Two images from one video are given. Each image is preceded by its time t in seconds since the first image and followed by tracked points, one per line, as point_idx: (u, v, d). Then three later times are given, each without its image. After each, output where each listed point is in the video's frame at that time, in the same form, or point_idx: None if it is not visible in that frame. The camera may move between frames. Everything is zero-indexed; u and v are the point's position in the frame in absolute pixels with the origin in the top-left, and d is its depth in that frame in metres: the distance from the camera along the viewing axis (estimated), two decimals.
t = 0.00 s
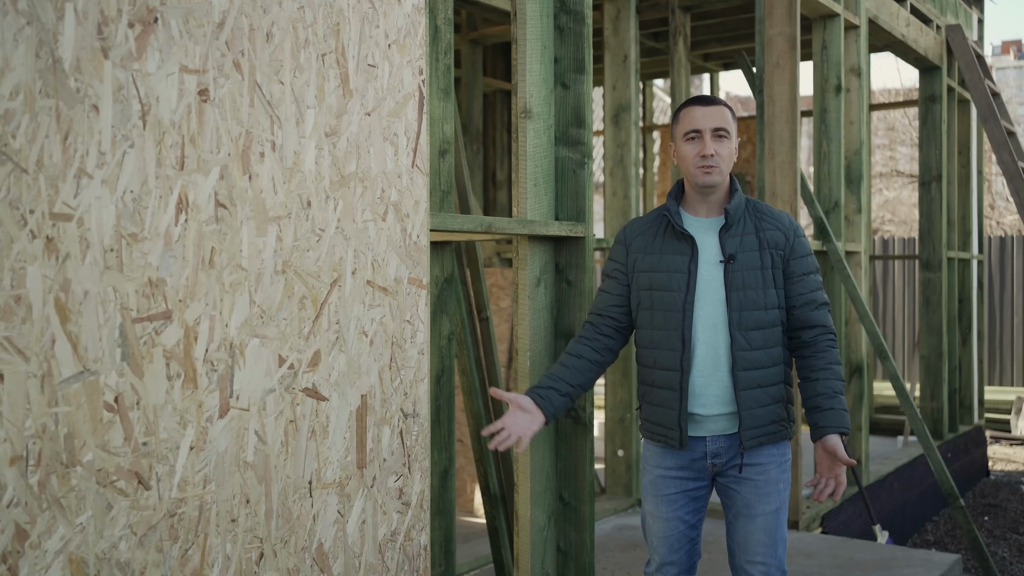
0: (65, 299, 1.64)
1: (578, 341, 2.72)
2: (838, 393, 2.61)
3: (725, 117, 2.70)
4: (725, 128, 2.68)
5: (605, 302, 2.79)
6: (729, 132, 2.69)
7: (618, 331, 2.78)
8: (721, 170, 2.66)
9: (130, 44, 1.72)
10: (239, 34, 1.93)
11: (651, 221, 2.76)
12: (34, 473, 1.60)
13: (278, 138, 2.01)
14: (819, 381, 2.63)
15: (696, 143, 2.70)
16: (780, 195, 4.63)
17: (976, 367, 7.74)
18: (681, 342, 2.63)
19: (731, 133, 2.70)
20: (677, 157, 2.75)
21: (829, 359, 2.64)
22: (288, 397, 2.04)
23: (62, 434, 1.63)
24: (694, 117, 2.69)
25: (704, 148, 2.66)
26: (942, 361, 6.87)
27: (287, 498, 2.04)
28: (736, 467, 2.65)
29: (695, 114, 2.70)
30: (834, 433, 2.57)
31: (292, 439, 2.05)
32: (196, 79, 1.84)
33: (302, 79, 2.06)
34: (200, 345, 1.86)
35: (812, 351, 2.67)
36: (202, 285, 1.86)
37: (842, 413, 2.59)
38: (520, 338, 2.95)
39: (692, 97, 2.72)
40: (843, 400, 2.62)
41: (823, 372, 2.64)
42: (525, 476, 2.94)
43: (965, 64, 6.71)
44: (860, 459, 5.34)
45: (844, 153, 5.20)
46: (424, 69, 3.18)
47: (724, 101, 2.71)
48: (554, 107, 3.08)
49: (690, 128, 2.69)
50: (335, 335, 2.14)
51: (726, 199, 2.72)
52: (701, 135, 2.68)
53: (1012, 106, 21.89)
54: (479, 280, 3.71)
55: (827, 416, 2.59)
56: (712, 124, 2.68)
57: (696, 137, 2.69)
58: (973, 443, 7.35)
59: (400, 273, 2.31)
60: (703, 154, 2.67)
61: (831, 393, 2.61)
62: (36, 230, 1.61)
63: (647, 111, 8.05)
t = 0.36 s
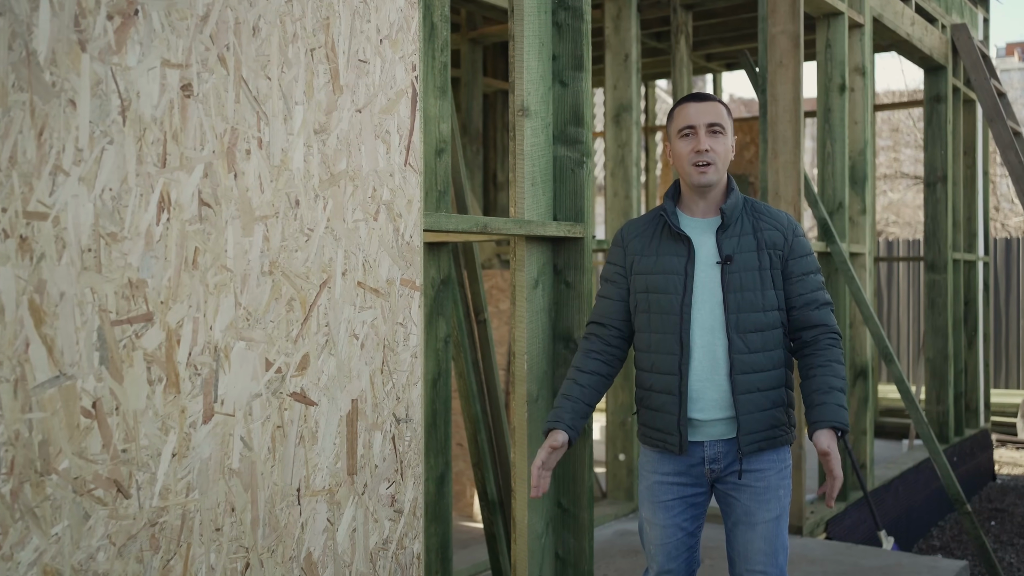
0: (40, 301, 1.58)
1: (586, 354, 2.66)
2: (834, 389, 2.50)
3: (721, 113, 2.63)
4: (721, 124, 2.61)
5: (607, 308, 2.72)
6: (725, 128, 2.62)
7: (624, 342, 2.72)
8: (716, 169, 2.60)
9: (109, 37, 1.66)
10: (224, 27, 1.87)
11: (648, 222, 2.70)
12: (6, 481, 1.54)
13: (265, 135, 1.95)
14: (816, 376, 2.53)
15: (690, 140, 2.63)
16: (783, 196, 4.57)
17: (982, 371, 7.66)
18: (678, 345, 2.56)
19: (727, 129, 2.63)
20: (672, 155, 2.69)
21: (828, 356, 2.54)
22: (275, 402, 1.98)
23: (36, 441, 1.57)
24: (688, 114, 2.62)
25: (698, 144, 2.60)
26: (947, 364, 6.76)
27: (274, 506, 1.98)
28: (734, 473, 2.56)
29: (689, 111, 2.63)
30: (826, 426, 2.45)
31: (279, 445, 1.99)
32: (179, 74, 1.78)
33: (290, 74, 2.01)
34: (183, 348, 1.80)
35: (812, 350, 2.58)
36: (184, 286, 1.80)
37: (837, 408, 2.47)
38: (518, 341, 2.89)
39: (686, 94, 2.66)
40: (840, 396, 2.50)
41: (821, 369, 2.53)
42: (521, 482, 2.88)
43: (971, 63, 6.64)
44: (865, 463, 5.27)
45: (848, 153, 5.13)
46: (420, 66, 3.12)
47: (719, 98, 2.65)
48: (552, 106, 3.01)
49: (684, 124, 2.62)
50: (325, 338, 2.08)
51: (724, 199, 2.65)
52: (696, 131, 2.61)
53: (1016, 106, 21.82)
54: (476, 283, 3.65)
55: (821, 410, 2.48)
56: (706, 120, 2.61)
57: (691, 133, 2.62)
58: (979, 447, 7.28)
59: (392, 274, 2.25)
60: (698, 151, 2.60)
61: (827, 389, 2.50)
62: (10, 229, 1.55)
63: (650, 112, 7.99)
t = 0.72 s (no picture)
0: (18, 304, 1.54)
1: (581, 350, 2.60)
2: (815, 375, 2.36)
3: (702, 112, 2.59)
4: (702, 122, 2.57)
5: (598, 314, 2.66)
6: (707, 127, 2.58)
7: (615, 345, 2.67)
8: (699, 167, 2.55)
9: (90, 32, 1.61)
10: (212, 22, 1.82)
11: (634, 226, 2.66)
12: None
13: (254, 134, 1.91)
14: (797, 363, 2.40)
15: (672, 139, 2.59)
16: (787, 197, 4.51)
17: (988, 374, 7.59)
18: (664, 346, 2.51)
19: (709, 128, 2.59)
20: (654, 156, 2.64)
21: (812, 345, 2.42)
22: (264, 407, 1.93)
23: (14, 447, 1.53)
24: (670, 113, 2.58)
25: (680, 143, 2.55)
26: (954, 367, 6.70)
27: (264, 513, 1.93)
28: (725, 476, 2.50)
29: (671, 110, 2.59)
30: (799, 408, 2.30)
31: (269, 451, 1.94)
32: (165, 70, 1.74)
33: (280, 71, 1.96)
34: (168, 352, 1.75)
35: (798, 342, 2.47)
36: (170, 288, 1.75)
37: (814, 392, 2.32)
38: (517, 344, 2.84)
39: (668, 95, 2.62)
40: (820, 382, 2.35)
41: (804, 357, 2.41)
42: (519, 487, 2.83)
43: (977, 63, 6.56)
44: (870, 468, 5.20)
45: (852, 153, 5.07)
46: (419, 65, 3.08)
47: (700, 97, 2.61)
48: (552, 105, 2.97)
49: (665, 124, 2.58)
50: (316, 341, 2.03)
51: (706, 196, 2.60)
52: (677, 130, 2.57)
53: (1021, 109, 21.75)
54: (474, 286, 3.59)
55: (797, 394, 2.34)
56: (687, 119, 2.57)
57: (673, 133, 2.58)
58: (986, 451, 7.21)
59: (387, 276, 2.20)
60: (679, 149, 2.55)
61: (807, 375, 2.37)
62: None
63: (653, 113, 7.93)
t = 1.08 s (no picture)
0: (7, 306, 1.50)
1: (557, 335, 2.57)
2: (809, 400, 2.41)
3: (688, 115, 2.56)
4: (688, 127, 2.54)
5: (577, 308, 2.62)
6: (694, 130, 2.54)
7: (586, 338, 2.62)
8: (684, 170, 2.51)
9: (82, 29, 1.58)
10: (207, 20, 1.79)
11: (620, 230, 2.62)
12: None
13: (251, 133, 1.87)
14: (790, 387, 2.43)
15: (659, 142, 2.55)
16: (794, 199, 4.46)
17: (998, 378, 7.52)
18: (650, 349, 2.48)
19: (696, 131, 2.56)
20: (640, 158, 2.61)
21: (802, 360, 2.43)
22: (261, 411, 1.89)
23: (2, 454, 1.49)
24: (656, 115, 2.55)
25: (665, 146, 2.52)
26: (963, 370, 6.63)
27: (260, 520, 1.89)
28: (713, 479, 2.45)
29: (658, 113, 2.56)
30: (799, 442, 2.37)
31: (266, 456, 1.90)
32: (159, 68, 1.70)
33: (277, 70, 1.93)
34: (162, 355, 1.71)
35: (786, 353, 2.46)
36: (164, 290, 1.72)
37: (811, 422, 2.38)
38: (518, 349, 2.79)
39: (656, 97, 2.59)
40: (817, 407, 2.40)
41: (795, 376, 2.43)
42: (523, 492, 2.80)
43: (986, 64, 6.51)
44: (878, 472, 5.15)
45: (860, 155, 5.02)
46: (420, 66, 3.05)
47: (687, 100, 2.57)
48: (556, 105, 2.93)
49: (652, 127, 2.55)
50: (314, 344, 2.00)
51: (690, 198, 2.55)
52: (665, 134, 2.53)
53: None
54: (478, 289, 3.55)
55: (795, 425, 2.39)
56: (675, 122, 2.54)
57: (660, 135, 2.54)
58: (995, 456, 7.15)
59: (386, 279, 2.17)
60: (666, 153, 2.52)
61: (802, 400, 2.41)
62: None
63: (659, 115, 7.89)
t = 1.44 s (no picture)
0: None
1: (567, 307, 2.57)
2: (812, 400, 2.39)
3: (696, 117, 2.52)
4: (696, 130, 2.50)
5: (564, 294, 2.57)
6: (701, 134, 2.51)
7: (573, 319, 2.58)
8: (689, 174, 2.48)
9: (76, 25, 1.55)
10: (205, 17, 1.76)
11: (618, 228, 2.57)
12: None
13: (249, 132, 1.84)
14: (793, 389, 2.42)
15: (665, 143, 2.51)
16: (804, 200, 4.41)
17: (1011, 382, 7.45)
18: (647, 350, 2.42)
19: (702, 134, 2.52)
20: (643, 156, 2.56)
21: (803, 363, 2.42)
22: (259, 415, 1.86)
23: None
24: (663, 116, 2.50)
25: (672, 148, 2.47)
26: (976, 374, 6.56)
27: (258, 525, 1.86)
28: (714, 483, 2.41)
29: (665, 114, 2.51)
30: (802, 442, 2.36)
31: (264, 460, 1.87)
32: (156, 65, 1.67)
33: (277, 67, 1.90)
34: (158, 357, 1.68)
35: (787, 358, 2.45)
36: (160, 291, 1.69)
37: (815, 421, 2.36)
38: (524, 350, 2.74)
39: (663, 96, 2.54)
40: (819, 407, 2.39)
41: (798, 378, 2.42)
42: (528, 497, 2.75)
43: (999, 65, 6.45)
44: (890, 477, 5.09)
45: (871, 156, 4.96)
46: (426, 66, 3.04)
47: (695, 101, 2.53)
48: (561, 105, 2.90)
49: (660, 128, 2.50)
50: (314, 345, 1.97)
51: (694, 201, 2.53)
52: (671, 135, 2.49)
53: None
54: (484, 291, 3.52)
55: (798, 425, 2.38)
56: (682, 124, 2.50)
57: (666, 136, 2.50)
58: (1008, 461, 7.08)
59: (388, 280, 2.13)
60: (671, 155, 2.48)
61: (805, 401, 2.40)
62: None
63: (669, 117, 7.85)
